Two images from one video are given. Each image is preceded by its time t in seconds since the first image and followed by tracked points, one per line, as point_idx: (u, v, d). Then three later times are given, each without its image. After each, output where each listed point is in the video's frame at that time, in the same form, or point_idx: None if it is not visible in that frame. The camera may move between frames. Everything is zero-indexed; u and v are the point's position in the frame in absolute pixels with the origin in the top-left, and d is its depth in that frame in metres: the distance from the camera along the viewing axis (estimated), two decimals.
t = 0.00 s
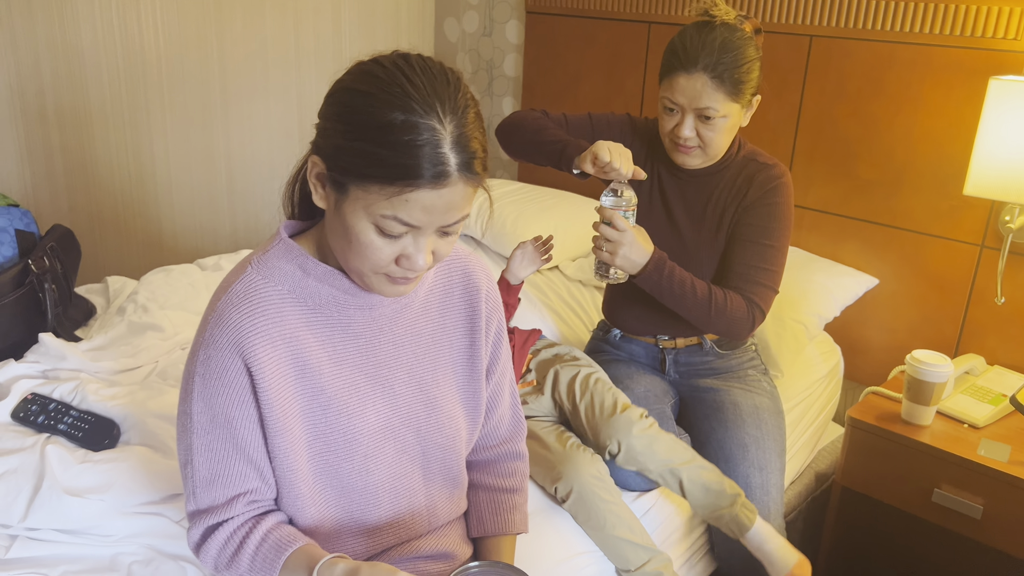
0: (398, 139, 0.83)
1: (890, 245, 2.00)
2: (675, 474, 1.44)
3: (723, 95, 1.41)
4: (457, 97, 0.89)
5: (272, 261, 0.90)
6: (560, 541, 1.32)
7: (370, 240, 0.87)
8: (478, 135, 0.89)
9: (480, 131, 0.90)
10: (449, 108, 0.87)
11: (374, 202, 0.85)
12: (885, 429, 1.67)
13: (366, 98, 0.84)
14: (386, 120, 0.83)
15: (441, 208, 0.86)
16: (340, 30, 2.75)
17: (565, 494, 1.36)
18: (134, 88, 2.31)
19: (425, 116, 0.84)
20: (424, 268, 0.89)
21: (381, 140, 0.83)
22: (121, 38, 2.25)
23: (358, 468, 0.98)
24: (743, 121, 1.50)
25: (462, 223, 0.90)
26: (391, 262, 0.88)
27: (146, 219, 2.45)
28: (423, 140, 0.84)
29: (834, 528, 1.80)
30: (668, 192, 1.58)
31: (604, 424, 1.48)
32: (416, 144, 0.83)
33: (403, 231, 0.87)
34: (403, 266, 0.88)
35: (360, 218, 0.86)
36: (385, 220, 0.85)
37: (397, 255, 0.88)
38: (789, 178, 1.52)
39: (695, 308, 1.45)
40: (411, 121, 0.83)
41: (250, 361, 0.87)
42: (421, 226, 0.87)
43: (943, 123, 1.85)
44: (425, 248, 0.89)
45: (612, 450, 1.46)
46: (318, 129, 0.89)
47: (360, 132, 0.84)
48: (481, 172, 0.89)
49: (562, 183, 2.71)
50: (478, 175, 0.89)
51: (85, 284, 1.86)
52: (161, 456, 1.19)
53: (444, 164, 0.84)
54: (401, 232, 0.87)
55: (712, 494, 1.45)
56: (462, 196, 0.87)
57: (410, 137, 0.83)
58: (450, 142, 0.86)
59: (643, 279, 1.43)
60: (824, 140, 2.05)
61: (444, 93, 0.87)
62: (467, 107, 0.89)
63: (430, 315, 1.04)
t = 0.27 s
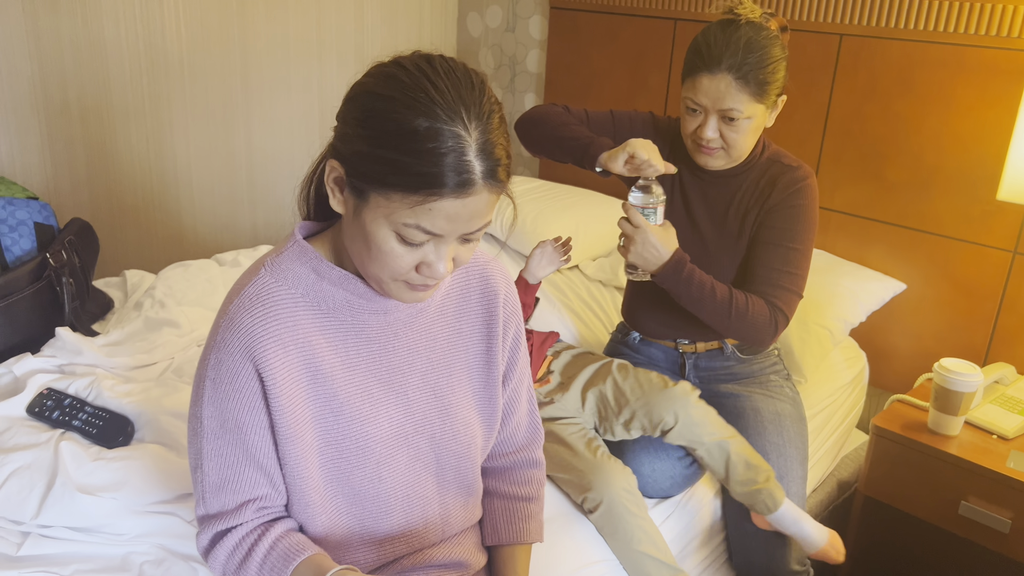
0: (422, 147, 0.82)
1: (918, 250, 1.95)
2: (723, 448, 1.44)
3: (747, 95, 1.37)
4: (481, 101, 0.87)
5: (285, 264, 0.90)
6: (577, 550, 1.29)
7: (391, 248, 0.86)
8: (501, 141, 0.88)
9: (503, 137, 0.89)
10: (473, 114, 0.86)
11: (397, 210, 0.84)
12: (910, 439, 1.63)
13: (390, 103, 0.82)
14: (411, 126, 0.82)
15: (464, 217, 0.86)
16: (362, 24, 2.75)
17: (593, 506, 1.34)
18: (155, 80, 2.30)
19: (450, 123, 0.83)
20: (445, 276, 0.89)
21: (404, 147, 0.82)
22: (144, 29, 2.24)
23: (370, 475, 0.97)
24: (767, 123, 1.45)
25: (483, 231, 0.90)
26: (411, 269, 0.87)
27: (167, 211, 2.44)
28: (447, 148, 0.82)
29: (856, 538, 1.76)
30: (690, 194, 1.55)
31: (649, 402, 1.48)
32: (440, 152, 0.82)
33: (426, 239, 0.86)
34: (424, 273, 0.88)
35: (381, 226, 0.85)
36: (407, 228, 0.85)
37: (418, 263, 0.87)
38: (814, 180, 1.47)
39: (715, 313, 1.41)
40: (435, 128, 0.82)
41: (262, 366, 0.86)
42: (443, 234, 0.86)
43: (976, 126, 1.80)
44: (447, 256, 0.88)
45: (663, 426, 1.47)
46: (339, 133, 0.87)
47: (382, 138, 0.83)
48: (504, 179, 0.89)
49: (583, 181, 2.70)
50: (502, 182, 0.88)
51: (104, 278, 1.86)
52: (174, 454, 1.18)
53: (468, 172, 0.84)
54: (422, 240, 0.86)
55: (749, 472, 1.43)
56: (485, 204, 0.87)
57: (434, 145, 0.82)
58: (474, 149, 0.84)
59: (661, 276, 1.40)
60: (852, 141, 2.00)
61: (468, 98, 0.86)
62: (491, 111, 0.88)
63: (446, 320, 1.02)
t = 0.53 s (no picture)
0: (454, 162, 0.80)
1: (958, 257, 1.90)
2: (786, 421, 1.43)
3: (778, 101, 1.32)
4: (509, 109, 0.85)
5: (306, 271, 0.90)
6: (598, 557, 1.26)
7: (424, 262, 0.85)
8: (530, 148, 0.87)
9: (531, 143, 0.87)
10: (502, 123, 0.84)
11: (429, 226, 0.82)
12: (945, 453, 1.58)
13: (416, 117, 0.80)
14: (440, 142, 0.79)
15: (496, 228, 0.84)
16: (394, 21, 2.75)
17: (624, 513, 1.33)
18: (187, 74, 2.31)
19: (479, 135, 0.81)
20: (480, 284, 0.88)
21: (435, 162, 0.80)
22: (177, 23, 2.25)
23: (387, 484, 0.97)
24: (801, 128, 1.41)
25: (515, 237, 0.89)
26: (444, 281, 0.86)
27: (197, 204, 2.46)
28: (478, 161, 0.80)
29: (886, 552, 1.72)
30: (722, 197, 1.52)
31: (720, 373, 1.45)
32: (472, 166, 0.80)
33: (459, 251, 0.85)
34: (456, 284, 0.87)
35: (412, 241, 0.84)
36: (440, 242, 0.83)
37: (450, 274, 0.86)
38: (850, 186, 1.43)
39: (748, 317, 1.37)
40: (466, 141, 0.80)
41: (281, 373, 0.87)
42: (476, 246, 0.85)
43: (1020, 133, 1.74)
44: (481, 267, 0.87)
45: (735, 397, 1.43)
46: (362, 148, 0.85)
47: (411, 154, 0.81)
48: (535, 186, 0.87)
49: (613, 181, 2.67)
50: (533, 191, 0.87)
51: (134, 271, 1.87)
52: (196, 452, 1.18)
53: (501, 185, 0.82)
54: (454, 252, 0.85)
55: (806, 467, 1.41)
56: (517, 213, 0.85)
57: (465, 160, 0.80)
58: (506, 160, 0.83)
59: (694, 283, 1.36)
60: (890, 145, 1.95)
61: (496, 108, 0.83)
62: (519, 119, 0.86)
63: (467, 327, 1.02)
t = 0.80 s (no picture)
0: (464, 171, 0.81)
1: (988, 262, 1.86)
2: (794, 444, 1.40)
3: (791, 102, 1.31)
4: (519, 116, 0.86)
5: (319, 272, 0.91)
6: (606, 556, 1.26)
7: (434, 268, 0.86)
8: (540, 155, 0.87)
9: (541, 150, 0.88)
10: (512, 131, 0.84)
11: (439, 233, 0.84)
12: (968, 461, 1.55)
13: (427, 126, 0.81)
14: (450, 151, 0.80)
15: (506, 235, 0.85)
16: (422, 19, 2.77)
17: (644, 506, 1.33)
18: (218, 71, 2.35)
19: (489, 144, 0.81)
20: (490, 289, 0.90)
21: (445, 171, 0.81)
22: (208, 21, 2.28)
23: (397, 481, 0.98)
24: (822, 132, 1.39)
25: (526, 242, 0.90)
26: (454, 285, 0.88)
27: (225, 199, 2.50)
28: (488, 169, 0.81)
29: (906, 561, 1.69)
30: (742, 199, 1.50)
31: (725, 391, 1.43)
32: (481, 175, 0.81)
33: (469, 258, 0.86)
34: (467, 288, 0.88)
35: (423, 247, 0.85)
36: (450, 250, 0.85)
37: (461, 279, 0.88)
38: (874, 192, 1.40)
39: (758, 320, 1.37)
40: (475, 150, 0.81)
41: (292, 372, 0.88)
42: (486, 253, 0.86)
43: None
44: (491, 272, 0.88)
45: (736, 416, 1.41)
46: (375, 155, 0.86)
47: (421, 162, 0.82)
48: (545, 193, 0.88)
49: (638, 180, 2.66)
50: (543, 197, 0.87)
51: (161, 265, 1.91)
52: (214, 446, 1.20)
53: (511, 193, 0.83)
54: (464, 258, 0.87)
55: (812, 483, 1.38)
56: (527, 220, 0.86)
57: (474, 168, 0.81)
58: (516, 168, 0.83)
59: (702, 287, 1.36)
60: (920, 148, 1.92)
61: (506, 116, 0.84)
62: (529, 126, 0.87)
63: (479, 328, 1.03)
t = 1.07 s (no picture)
0: (467, 165, 0.82)
1: (1015, 263, 1.82)
2: (778, 439, 1.40)
3: (800, 97, 1.31)
4: (523, 112, 0.87)
5: (325, 260, 0.94)
6: (614, 547, 1.29)
7: (435, 258, 0.88)
8: (541, 150, 0.89)
9: (543, 145, 0.89)
10: (515, 126, 0.86)
11: (441, 224, 0.85)
12: (987, 463, 1.52)
13: (432, 120, 0.83)
14: (455, 145, 0.82)
15: (507, 228, 0.87)
16: (450, 16, 2.79)
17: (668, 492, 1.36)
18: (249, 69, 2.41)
19: (492, 140, 0.83)
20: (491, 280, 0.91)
21: (448, 164, 0.82)
22: (240, 18, 2.34)
23: (399, 464, 1.00)
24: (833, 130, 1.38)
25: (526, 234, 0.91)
26: (455, 274, 0.89)
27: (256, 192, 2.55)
28: (490, 164, 0.83)
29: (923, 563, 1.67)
30: (755, 197, 1.50)
31: (705, 390, 1.43)
32: (484, 169, 0.82)
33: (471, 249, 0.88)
34: (467, 277, 0.90)
35: (425, 237, 0.87)
36: (451, 241, 0.87)
37: (461, 269, 0.89)
38: (888, 191, 1.39)
39: (754, 324, 1.39)
40: (479, 145, 0.82)
41: (296, 356, 0.91)
42: (486, 244, 0.88)
43: None
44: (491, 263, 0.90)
45: (717, 415, 1.42)
46: (381, 146, 0.87)
47: (426, 155, 0.83)
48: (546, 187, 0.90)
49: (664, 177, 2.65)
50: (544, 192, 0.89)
51: (191, 255, 1.97)
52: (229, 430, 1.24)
53: (512, 188, 0.84)
54: (465, 249, 0.88)
55: (802, 472, 1.39)
56: (527, 214, 0.88)
57: (477, 163, 0.82)
58: (518, 163, 0.85)
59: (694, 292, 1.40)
60: (946, 146, 1.88)
61: (510, 112, 0.85)
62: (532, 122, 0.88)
63: (482, 316, 1.05)
